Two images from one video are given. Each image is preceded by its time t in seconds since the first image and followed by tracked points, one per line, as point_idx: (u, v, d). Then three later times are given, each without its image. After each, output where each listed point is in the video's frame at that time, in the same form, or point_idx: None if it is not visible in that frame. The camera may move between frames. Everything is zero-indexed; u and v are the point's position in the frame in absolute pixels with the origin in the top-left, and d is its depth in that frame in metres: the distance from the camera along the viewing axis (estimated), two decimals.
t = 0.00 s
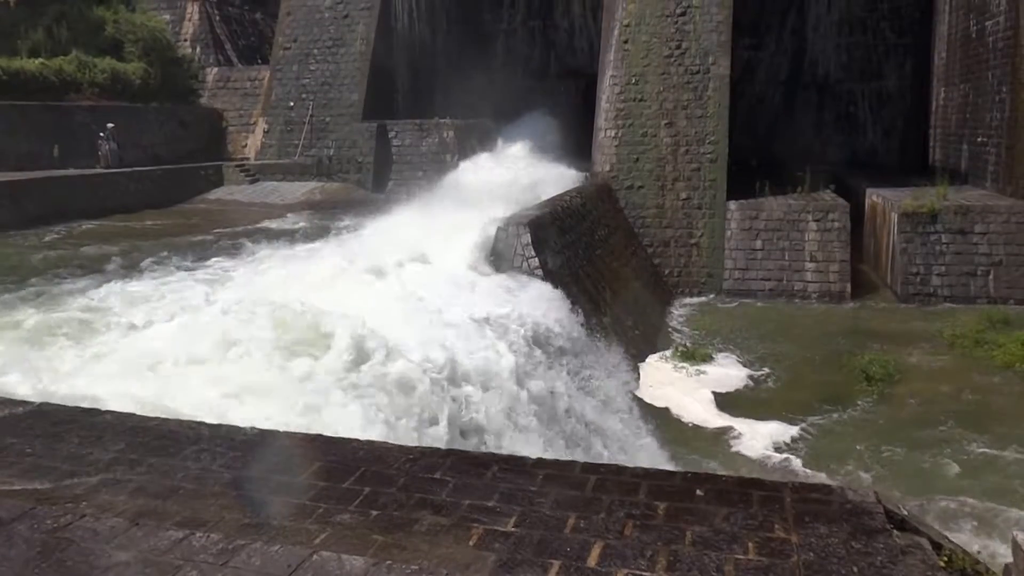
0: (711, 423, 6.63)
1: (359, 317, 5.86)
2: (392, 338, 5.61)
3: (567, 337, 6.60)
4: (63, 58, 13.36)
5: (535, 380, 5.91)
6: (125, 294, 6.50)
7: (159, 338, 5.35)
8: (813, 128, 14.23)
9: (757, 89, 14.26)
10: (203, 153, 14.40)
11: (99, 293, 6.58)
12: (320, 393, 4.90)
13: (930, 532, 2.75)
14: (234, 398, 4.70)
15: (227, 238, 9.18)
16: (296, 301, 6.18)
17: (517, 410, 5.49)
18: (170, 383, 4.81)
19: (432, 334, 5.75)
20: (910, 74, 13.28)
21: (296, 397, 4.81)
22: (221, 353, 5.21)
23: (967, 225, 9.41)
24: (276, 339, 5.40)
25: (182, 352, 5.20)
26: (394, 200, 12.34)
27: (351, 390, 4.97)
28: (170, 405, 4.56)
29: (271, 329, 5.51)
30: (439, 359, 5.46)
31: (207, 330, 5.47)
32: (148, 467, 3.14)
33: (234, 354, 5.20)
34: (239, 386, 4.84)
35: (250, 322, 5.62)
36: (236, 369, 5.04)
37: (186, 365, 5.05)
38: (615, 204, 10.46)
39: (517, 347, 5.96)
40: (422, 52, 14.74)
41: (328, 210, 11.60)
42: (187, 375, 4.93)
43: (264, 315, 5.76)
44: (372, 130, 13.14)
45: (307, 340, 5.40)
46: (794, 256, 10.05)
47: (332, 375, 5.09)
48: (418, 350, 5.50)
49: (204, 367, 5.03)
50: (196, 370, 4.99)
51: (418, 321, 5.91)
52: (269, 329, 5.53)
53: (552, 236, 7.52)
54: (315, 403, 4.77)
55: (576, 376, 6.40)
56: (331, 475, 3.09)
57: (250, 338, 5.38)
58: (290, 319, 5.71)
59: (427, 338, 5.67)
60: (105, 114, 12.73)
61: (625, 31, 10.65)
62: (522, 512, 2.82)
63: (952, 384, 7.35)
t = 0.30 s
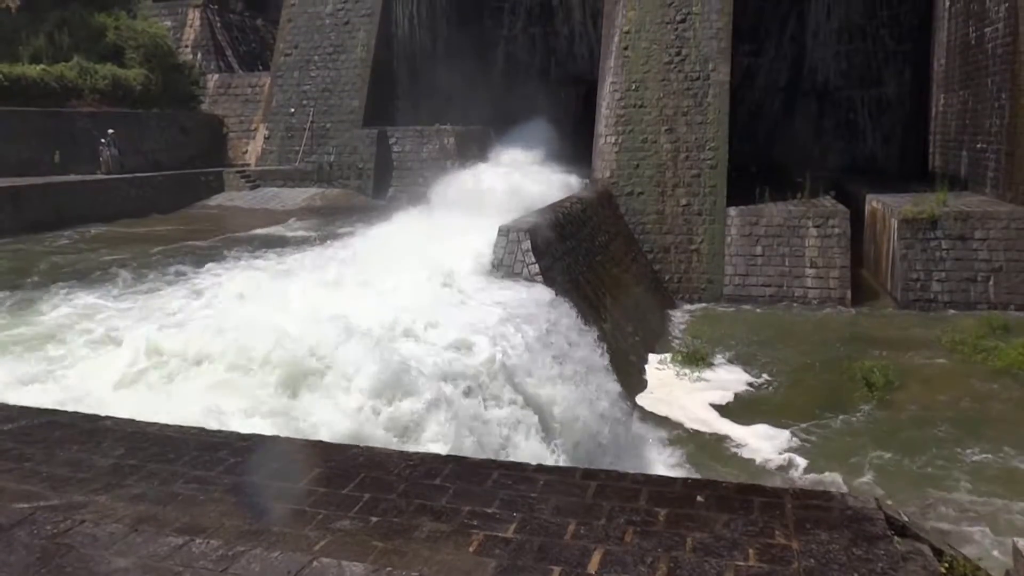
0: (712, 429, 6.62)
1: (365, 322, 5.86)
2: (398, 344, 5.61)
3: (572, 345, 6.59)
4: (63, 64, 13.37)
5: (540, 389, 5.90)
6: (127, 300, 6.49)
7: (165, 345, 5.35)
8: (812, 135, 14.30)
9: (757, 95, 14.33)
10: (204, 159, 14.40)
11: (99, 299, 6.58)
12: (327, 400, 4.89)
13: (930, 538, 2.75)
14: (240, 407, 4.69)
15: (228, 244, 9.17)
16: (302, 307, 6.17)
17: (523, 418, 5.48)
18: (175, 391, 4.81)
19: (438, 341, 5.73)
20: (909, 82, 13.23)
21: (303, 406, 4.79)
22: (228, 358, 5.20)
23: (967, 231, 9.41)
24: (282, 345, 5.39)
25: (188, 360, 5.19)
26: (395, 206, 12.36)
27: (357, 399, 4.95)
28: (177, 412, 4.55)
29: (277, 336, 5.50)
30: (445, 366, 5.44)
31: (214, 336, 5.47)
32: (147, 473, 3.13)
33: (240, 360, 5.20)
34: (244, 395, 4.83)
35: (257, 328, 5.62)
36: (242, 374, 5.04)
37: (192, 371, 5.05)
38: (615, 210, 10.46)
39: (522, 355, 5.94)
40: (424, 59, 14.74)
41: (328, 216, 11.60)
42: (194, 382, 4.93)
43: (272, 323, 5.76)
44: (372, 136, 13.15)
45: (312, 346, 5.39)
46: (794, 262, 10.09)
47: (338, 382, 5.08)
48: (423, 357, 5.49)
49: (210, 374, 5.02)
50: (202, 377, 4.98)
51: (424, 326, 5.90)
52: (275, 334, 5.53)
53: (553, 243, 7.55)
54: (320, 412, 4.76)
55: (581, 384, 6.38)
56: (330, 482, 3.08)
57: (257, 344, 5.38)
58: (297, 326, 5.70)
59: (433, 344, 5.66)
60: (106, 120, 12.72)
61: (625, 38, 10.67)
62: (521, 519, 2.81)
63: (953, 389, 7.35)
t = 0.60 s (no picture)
0: (713, 435, 6.61)
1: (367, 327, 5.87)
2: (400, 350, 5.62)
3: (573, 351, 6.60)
4: (64, 70, 13.41)
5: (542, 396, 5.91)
6: (127, 305, 6.51)
7: (168, 349, 5.36)
8: (813, 140, 14.28)
9: (757, 101, 14.26)
10: (204, 165, 14.43)
11: (100, 304, 6.59)
12: (330, 404, 4.90)
13: (931, 545, 2.75)
14: (242, 411, 4.69)
15: (227, 250, 9.18)
16: (304, 312, 6.18)
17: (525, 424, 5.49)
18: (179, 396, 4.82)
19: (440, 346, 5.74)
20: (909, 87, 13.35)
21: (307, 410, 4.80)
22: (231, 364, 5.21)
23: (967, 237, 9.41)
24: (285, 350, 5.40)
25: (191, 366, 5.20)
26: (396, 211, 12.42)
27: (360, 404, 4.96)
28: (179, 418, 4.55)
29: (281, 341, 5.51)
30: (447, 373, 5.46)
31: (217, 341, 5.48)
32: (147, 479, 3.13)
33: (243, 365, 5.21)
34: (247, 399, 4.84)
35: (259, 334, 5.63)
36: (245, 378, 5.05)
37: (196, 376, 5.06)
38: (615, 216, 10.48)
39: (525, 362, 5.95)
40: (424, 64, 14.75)
41: (328, 222, 11.63)
42: (197, 387, 4.94)
43: (275, 329, 5.77)
44: (373, 142, 13.19)
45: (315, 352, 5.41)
46: (794, 268, 10.08)
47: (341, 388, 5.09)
48: (426, 364, 5.50)
49: (213, 379, 5.03)
50: (206, 382, 4.99)
51: (426, 332, 5.92)
52: (278, 340, 5.54)
53: (553, 249, 7.54)
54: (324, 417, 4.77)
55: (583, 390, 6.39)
56: (331, 488, 3.08)
57: (260, 350, 5.39)
58: (300, 332, 5.71)
59: (436, 350, 5.67)
60: (106, 127, 12.75)
61: (625, 44, 10.68)
62: (522, 525, 2.81)
63: (953, 395, 7.35)
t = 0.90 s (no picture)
0: (713, 440, 6.61)
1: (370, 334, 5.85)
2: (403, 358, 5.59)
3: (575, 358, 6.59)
4: (65, 76, 13.43)
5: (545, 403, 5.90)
6: (129, 311, 6.50)
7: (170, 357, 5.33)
8: (813, 146, 14.27)
9: (758, 106, 14.29)
10: (205, 170, 14.44)
11: (100, 309, 6.59)
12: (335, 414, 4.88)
13: (932, 550, 2.75)
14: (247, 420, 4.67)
15: (228, 254, 9.19)
16: (306, 319, 6.15)
17: (525, 431, 5.46)
18: (182, 404, 4.79)
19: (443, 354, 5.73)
20: (909, 93, 13.39)
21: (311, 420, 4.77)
22: (234, 372, 5.18)
23: (968, 242, 9.41)
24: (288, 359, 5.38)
25: (189, 371, 5.19)
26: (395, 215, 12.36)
27: (361, 413, 4.93)
28: (177, 426, 4.53)
29: (284, 349, 5.49)
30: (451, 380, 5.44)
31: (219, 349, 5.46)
32: (148, 484, 3.14)
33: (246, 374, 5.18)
34: (252, 409, 4.81)
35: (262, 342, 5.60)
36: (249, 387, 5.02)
37: (199, 385, 5.03)
38: (615, 221, 10.49)
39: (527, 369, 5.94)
40: (425, 69, 14.77)
41: (329, 227, 11.65)
42: (201, 396, 4.91)
43: (276, 336, 5.74)
44: (374, 147, 13.21)
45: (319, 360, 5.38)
46: (794, 272, 10.09)
47: (345, 397, 5.07)
48: (429, 371, 5.48)
49: (216, 388, 5.00)
50: (209, 391, 4.96)
51: (429, 339, 5.90)
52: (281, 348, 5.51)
53: (553, 254, 7.55)
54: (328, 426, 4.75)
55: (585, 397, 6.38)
56: (330, 492, 3.08)
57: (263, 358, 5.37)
58: (302, 340, 5.68)
59: (439, 358, 5.65)
60: (107, 132, 12.75)
61: (625, 49, 10.70)
62: (522, 530, 2.81)
63: (954, 400, 7.35)
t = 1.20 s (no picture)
0: (714, 444, 6.60)
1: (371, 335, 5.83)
2: (404, 362, 5.58)
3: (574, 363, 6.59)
4: (66, 79, 13.44)
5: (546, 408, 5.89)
6: (129, 314, 6.49)
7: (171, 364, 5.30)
8: (813, 149, 14.26)
9: (758, 109, 14.30)
10: (205, 174, 14.44)
11: (100, 313, 6.58)
12: (336, 418, 4.86)
13: (934, 554, 2.74)
14: (250, 425, 4.65)
15: (228, 258, 9.19)
16: (306, 323, 6.13)
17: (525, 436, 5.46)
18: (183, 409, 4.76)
19: (444, 359, 5.71)
20: (909, 96, 13.39)
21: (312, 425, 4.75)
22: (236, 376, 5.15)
23: (969, 246, 9.41)
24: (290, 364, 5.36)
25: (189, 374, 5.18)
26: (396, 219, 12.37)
27: (361, 417, 4.93)
28: (177, 429, 4.53)
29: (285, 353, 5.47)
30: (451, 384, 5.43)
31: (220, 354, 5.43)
32: (148, 488, 3.13)
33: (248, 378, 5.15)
34: (253, 413, 4.79)
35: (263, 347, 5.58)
36: (250, 392, 4.99)
37: (200, 388, 5.00)
38: (616, 224, 10.48)
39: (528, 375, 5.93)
40: (427, 72, 14.77)
41: (329, 230, 11.65)
42: (202, 402, 4.87)
43: (276, 339, 5.74)
44: (375, 150, 13.21)
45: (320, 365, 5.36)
46: (795, 276, 10.08)
47: (347, 401, 5.05)
48: (429, 376, 5.47)
49: (218, 392, 4.98)
50: (210, 395, 4.93)
51: (429, 345, 5.88)
52: (281, 353, 5.49)
53: (554, 258, 7.56)
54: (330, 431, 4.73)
55: (585, 401, 6.38)
56: (331, 496, 3.07)
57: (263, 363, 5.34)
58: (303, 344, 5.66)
59: (439, 363, 5.64)
60: (108, 135, 12.77)
61: (625, 53, 10.71)
62: (523, 534, 2.80)
63: (955, 403, 7.34)
